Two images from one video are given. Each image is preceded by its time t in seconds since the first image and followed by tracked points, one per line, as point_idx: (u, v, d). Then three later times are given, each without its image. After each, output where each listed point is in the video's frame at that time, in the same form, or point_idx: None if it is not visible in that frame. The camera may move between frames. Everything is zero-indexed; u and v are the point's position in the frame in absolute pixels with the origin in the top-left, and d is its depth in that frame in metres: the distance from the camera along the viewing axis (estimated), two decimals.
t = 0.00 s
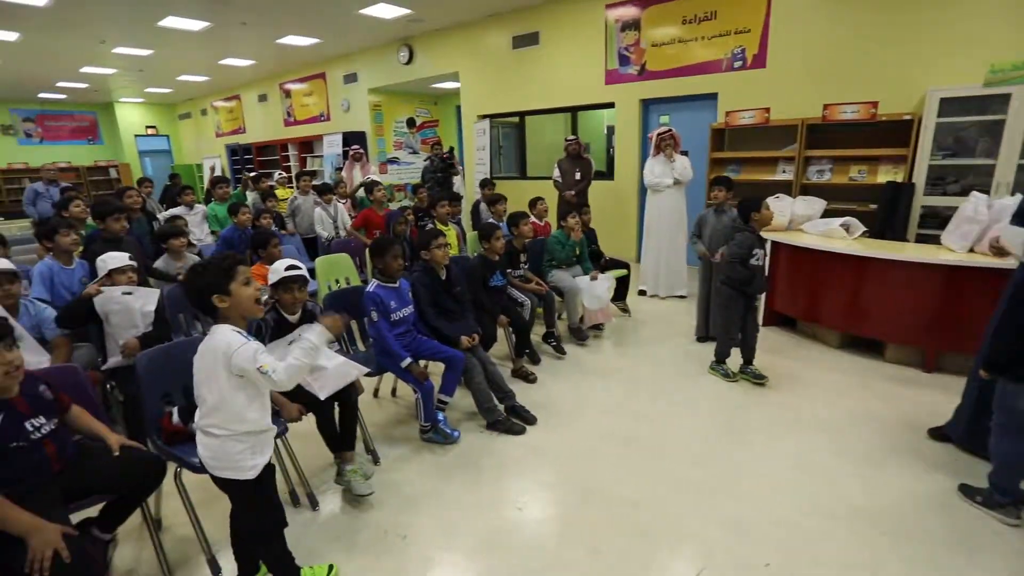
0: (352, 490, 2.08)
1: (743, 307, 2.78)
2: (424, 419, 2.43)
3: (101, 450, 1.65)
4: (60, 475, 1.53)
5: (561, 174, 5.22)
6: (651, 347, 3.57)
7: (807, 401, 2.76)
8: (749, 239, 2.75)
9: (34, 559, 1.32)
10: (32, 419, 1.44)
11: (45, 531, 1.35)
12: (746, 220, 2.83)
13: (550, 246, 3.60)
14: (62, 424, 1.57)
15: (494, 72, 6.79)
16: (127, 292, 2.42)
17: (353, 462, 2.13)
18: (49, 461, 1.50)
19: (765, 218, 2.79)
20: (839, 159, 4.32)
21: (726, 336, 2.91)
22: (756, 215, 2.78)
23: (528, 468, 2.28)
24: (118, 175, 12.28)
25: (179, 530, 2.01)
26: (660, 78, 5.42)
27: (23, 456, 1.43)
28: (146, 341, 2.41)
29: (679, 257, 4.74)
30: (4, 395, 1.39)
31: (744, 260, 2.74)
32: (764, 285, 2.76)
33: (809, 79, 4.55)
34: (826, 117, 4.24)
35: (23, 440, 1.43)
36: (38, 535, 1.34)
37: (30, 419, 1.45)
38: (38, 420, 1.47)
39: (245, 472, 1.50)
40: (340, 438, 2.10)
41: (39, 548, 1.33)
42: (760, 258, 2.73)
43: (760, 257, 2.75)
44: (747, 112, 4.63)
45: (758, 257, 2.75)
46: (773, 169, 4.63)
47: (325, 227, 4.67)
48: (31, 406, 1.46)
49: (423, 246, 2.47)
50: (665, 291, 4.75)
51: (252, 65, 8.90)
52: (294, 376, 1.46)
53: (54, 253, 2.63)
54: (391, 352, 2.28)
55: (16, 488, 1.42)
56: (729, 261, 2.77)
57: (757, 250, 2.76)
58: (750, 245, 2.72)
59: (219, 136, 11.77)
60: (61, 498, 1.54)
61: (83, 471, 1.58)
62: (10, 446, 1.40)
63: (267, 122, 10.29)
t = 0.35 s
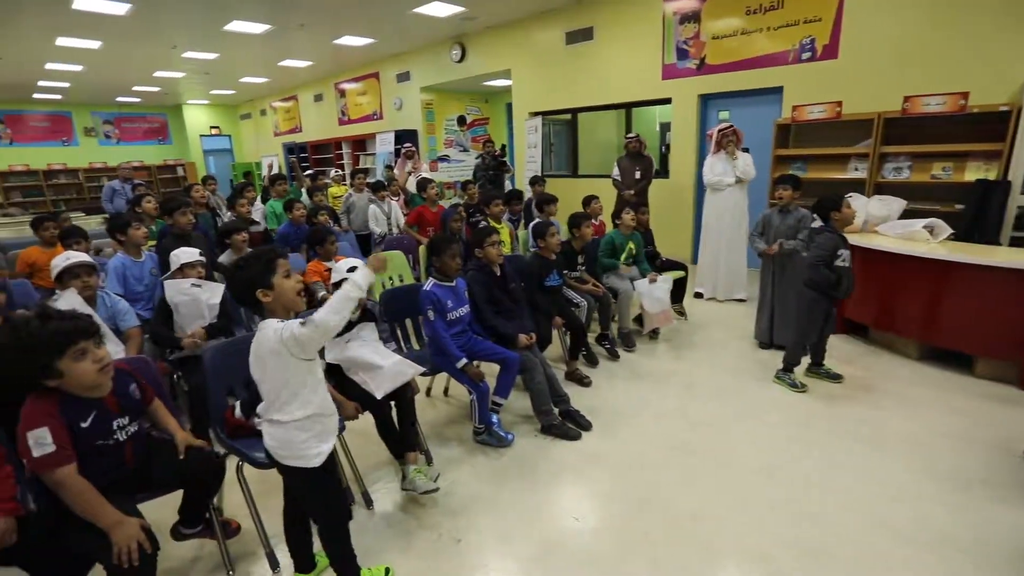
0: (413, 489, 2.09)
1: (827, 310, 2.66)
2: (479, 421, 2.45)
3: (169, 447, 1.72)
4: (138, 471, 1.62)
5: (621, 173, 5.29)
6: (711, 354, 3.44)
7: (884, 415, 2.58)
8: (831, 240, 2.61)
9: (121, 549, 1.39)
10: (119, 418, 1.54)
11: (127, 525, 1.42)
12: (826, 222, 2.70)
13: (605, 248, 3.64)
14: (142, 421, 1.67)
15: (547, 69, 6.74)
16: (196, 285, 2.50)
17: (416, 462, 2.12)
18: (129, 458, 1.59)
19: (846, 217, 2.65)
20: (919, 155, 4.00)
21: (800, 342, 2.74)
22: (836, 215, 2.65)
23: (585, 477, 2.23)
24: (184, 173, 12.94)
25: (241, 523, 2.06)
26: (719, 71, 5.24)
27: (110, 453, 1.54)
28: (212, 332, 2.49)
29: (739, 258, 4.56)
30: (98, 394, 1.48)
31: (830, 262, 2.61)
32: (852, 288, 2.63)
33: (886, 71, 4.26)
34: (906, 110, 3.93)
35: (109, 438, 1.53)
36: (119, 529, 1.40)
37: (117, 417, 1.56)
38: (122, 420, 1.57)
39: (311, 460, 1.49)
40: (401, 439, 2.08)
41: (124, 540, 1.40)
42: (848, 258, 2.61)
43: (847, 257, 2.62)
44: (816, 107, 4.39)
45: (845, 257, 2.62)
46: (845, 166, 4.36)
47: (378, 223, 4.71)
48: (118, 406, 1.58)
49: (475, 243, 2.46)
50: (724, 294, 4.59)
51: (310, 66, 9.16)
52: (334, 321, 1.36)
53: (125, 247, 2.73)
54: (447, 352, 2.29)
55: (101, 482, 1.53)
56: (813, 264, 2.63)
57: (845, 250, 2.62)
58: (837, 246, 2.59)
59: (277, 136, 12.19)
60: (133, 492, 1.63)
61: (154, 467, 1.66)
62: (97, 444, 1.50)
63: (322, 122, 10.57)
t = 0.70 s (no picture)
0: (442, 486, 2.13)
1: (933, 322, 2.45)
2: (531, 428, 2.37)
3: (241, 437, 1.77)
4: (202, 460, 1.64)
5: (683, 171, 5.30)
6: (778, 366, 3.25)
7: (979, 441, 2.35)
8: (939, 245, 2.41)
9: (186, 530, 1.41)
10: (183, 411, 1.55)
11: (191, 507, 1.44)
12: (927, 226, 2.49)
13: (664, 250, 3.52)
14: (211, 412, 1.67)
15: (604, 64, 6.59)
16: (256, 281, 2.52)
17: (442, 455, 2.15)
18: (193, 449, 1.61)
19: (952, 221, 2.42)
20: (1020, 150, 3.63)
21: (903, 353, 2.52)
22: (939, 219, 2.44)
23: (645, 496, 2.12)
24: (245, 170, 13.51)
25: (296, 526, 2.05)
26: (787, 63, 4.96)
27: (176, 441, 1.57)
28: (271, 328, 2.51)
29: (807, 258, 4.29)
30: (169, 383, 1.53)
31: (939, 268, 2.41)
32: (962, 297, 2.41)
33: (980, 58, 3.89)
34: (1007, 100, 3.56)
35: (174, 429, 1.56)
36: (185, 510, 1.43)
37: (183, 409, 1.57)
38: (188, 410, 1.58)
39: (364, 462, 1.50)
40: (437, 437, 2.07)
41: (188, 521, 1.42)
42: (958, 263, 2.39)
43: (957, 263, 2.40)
44: (898, 99, 4.05)
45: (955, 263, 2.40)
46: (931, 162, 4.03)
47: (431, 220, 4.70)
48: (186, 397, 1.58)
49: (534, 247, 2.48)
50: (790, 299, 4.34)
51: (365, 65, 9.31)
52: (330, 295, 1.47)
53: (188, 244, 2.79)
54: (503, 357, 2.23)
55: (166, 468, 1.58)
56: (921, 272, 2.43)
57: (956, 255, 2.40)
58: (949, 250, 2.39)
59: (332, 134, 12.48)
60: (197, 484, 1.63)
61: (215, 461, 1.66)
62: (161, 434, 1.53)
63: (375, 120, 10.73)
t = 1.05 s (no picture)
0: (515, 512, 1.95)
1: None
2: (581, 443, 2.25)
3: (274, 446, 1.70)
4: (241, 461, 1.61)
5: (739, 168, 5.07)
6: (847, 380, 3.02)
7: None
8: None
9: (220, 532, 1.36)
10: (239, 401, 1.56)
11: (221, 512, 1.39)
12: None
13: (723, 254, 3.33)
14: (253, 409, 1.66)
15: (655, 58, 6.36)
16: (301, 281, 2.51)
17: (514, 483, 1.99)
18: (235, 444, 1.59)
19: None
20: None
21: (1002, 376, 2.32)
22: None
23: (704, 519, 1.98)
24: (294, 168, 13.84)
25: (337, 531, 2.00)
26: (857, 53, 4.63)
27: (224, 430, 1.55)
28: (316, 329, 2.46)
29: (877, 262, 3.99)
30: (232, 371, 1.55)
31: None
32: None
33: None
34: None
35: (229, 418, 1.55)
36: (210, 514, 1.37)
37: (237, 400, 1.57)
38: (241, 403, 1.58)
39: (414, 474, 1.39)
40: (501, 459, 1.95)
41: (219, 525, 1.37)
42: None
43: None
44: (988, 89, 3.70)
45: None
46: None
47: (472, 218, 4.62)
48: (240, 388, 1.59)
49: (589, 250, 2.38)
50: (857, 308, 4.04)
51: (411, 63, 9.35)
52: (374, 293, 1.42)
53: (235, 241, 2.79)
54: (554, 366, 2.12)
55: (206, 464, 1.53)
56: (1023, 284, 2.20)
57: None
58: None
59: (377, 132, 12.62)
60: (237, 485, 1.58)
61: (254, 461, 1.62)
62: (219, 420, 1.53)
63: (420, 117, 10.77)
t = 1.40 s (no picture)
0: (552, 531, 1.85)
1: None
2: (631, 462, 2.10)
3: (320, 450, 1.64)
4: (286, 457, 1.56)
5: (790, 168, 4.80)
6: (917, 396, 2.78)
7: None
8: None
9: (225, 494, 1.35)
10: (300, 394, 1.51)
11: (234, 473, 1.39)
12: None
13: (777, 258, 3.11)
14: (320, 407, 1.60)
15: (700, 52, 6.13)
16: (338, 281, 2.41)
17: (553, 500, 1.86)
18: (289, 438, 1.55)
19: None
20: None
21: None
22: None
23: (767, 545, 1.81)
24: (330, 166, 13.99)
25: (371, 548, 1.90)
26: (924, 42, 4.32)
27: (280, 420, 1.52)
28: (351, 331, 2.37)
29: (945, 269, 3.70)
30: (298, 363, 1.52)
31: None
32: None
33: None
34: None
35: (286, 411, 1.52)
36: (219, 473, 1.37)
37: (300, 393, 1.53)
38: (303, 396, 1.53)
39: (420, 527, 1.28)
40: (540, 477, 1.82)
41: (225, 485, 1.36)
42: None
43: None
44: None
45: None
46: None
47: (512, 216, 4.49)
48: (308, 382, 1.54)
49: (644, 254, 2.24)
50: (921, 318, 3.76)
51: (446, 61, 9.29)
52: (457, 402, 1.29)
53: (270, 240, 2.75)
54: (603, 378, 1.98)
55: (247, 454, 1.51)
56: None
57: None
58: None
59: (412, 130, 12.63)
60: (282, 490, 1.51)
61: (300, 462, 1.56)
62: (275, 410, 1.50)
63: (455, 116, 10.71)
